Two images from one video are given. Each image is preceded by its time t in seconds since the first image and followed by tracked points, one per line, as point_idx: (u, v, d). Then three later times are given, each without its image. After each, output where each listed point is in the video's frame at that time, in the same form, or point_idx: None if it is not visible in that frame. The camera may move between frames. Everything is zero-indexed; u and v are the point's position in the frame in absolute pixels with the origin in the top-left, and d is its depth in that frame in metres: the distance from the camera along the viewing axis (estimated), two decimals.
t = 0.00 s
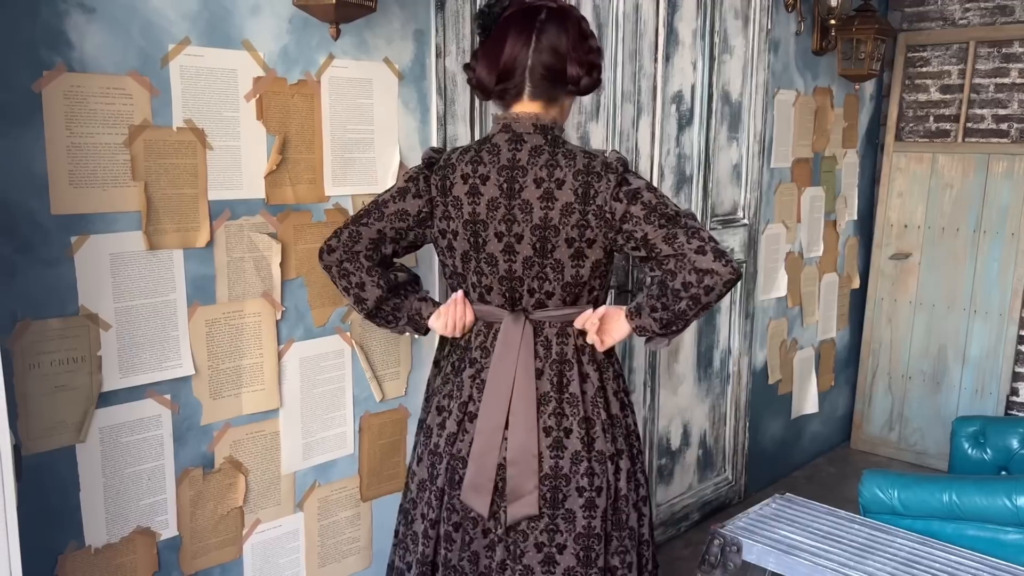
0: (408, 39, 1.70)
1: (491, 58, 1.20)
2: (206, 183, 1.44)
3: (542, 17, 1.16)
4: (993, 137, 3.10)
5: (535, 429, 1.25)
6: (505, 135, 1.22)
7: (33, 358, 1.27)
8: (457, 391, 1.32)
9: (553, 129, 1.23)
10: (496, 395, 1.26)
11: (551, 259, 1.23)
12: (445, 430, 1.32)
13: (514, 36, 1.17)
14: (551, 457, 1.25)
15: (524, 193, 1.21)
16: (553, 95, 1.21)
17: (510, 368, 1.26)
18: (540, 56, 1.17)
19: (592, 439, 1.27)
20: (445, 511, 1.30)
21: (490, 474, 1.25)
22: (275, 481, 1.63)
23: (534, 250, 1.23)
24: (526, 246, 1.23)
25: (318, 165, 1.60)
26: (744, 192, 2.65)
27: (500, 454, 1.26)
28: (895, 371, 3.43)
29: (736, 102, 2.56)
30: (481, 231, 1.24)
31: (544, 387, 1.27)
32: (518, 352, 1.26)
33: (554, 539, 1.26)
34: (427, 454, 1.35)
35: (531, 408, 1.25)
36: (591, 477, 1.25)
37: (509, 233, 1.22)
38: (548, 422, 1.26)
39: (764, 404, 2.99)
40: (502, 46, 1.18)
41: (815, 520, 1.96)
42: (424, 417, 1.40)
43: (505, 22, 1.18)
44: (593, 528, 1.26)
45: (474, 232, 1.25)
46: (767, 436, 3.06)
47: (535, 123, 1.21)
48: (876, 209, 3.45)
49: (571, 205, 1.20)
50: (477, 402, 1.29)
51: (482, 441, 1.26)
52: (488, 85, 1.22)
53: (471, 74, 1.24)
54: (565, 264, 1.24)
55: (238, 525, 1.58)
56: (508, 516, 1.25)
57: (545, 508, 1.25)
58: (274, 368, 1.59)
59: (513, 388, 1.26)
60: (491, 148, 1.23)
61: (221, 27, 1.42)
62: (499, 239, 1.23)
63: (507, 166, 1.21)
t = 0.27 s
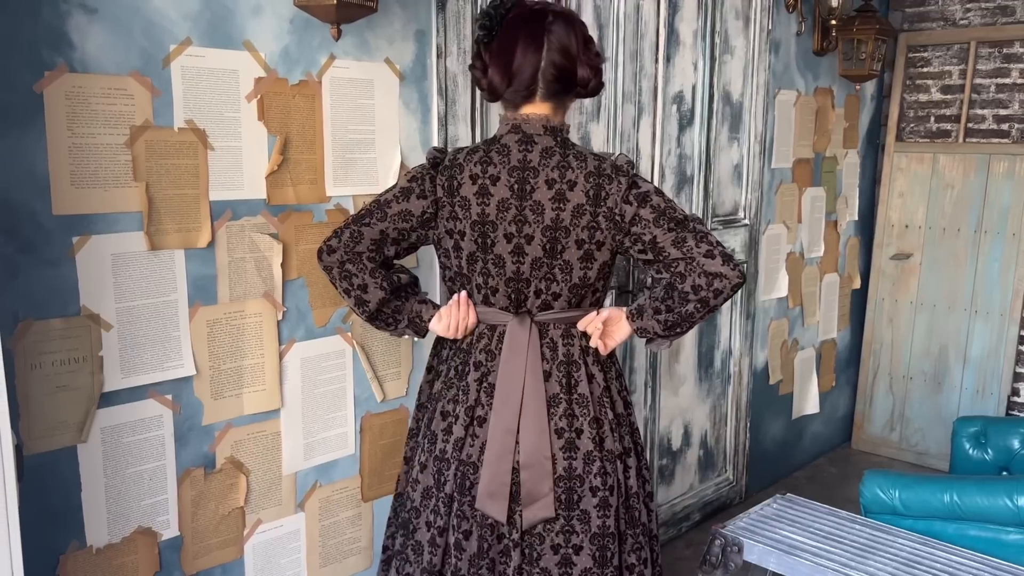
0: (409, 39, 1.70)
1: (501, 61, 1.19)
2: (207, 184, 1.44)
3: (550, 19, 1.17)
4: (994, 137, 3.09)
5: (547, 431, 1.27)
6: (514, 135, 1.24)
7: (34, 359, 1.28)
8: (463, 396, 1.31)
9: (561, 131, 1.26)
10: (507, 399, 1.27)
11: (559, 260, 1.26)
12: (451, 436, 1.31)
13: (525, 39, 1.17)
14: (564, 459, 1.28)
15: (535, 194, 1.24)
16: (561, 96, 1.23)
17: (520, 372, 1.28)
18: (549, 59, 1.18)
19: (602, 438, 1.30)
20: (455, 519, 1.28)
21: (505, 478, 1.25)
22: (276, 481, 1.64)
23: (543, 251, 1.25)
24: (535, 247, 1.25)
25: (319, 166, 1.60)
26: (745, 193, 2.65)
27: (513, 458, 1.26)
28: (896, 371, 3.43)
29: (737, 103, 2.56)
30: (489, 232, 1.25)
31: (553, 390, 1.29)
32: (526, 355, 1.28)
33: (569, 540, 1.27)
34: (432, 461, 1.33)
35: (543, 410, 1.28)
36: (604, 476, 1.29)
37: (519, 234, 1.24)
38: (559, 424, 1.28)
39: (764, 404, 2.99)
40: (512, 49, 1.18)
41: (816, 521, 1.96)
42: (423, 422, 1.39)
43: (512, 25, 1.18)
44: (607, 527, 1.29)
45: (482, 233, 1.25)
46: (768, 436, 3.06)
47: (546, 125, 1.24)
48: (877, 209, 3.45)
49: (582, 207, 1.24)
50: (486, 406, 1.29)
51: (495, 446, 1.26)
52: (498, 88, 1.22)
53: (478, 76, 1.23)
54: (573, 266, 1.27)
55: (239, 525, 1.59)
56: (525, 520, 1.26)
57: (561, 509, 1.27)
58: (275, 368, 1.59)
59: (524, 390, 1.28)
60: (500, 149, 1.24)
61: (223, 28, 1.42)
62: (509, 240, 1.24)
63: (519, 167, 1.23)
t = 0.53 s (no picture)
0: (409, 40, 1.70)
1: (506, 63, 1.18)
2: (208, 184, 1.44)
3: (551, 20, 1.17)
4: (994, 138, 3.09)
5: (550, 432, 1.27)
6: (517, 136, 1.24)
7: (35, 360, 1.28)
8: (465, 397, 1.31)
9: (564, 132, 1.27)
10: (510, 401, 1.27)
11: (562, 260, 1.26)
12: (453, 438, 1.30)
13: (529, 40, 1.17)
14: (567, 460, 1.28)
15: (539, 195, 1.24)
16: (563, 96, 1.24)
17: (523, 373, 1.28)
18: (553, 59, 1.19)
19: (604, 439, 1.31)
20: (458, 521, 1.28)
21: (508, 480, 1.25)
22: (277, 481, 1.64)
23: (546, 252, 1.25)
24: (539, 248, 1.25)
25: (319, 167, 1.60)
26: (745, 193, 2.65)
27: (516, 460, 1.26)
28: (897, 372, 3.43)
29: (737, 103, 2.56)
30: (493, 233, 1.25)
31: (556, 391, 1.30)
32: (528, 356, 1.28)
33: (573, 541, 1.28)
34: (433, 463, 1.33)
35: (545, 412, 1.28)
36: (606, 478, 1.29)
37: (522, 235, 1.24)
38: (561, 425, 1.28)
39: (765, 405, 2.99)
40: (517, 52, 1.17)
41: (817, 521, 1.96)
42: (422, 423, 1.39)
43: (515, 27, 1.17)
44: (610, 528, 1.29)
45: (486, 234, 1.25)
46: (769, 437, 3.06)
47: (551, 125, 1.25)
48: (877, 209, 3.45)
49: (586, 208, 1.25)
50: (489, 408, 1.29)
51: (498, 448, 1.26)
52: (503, 91, 1.21)
53: (481, 77, 1.21)
54: (577, 266, 1.27)
55: (239, 526, 1.59)
56: (528, 522, 1.26)
57: (564, 511, 1.27)
58: (276, 369, 1.59)
59: (526, 391, 1.28)
60: (504, 150, 1.24)
61: (223, 28, 1.42)
62: (512, 241, 1.25)
63: (522, 168, 1.24)
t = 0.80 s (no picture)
0: (409, 41, 1.70)
1: (511, 64, 1.18)
2: (208, 185, 1.44)
3: (552, 20, 1.17)
4: (994, 138, 3.09)
5: (549, 433, 1.27)
6: (522, 137, 1.24)
7: (34, 360, 1.27)
8: (464, 397, 1.31)
9: (568, 133, 1.27)
10: (509, 400, 1.27)
11: (564, 262, 1.27)
12: (452, 437, 1.30)
13: (533, 41, 1.17)
14: (566, 461, 1.28)
15: (543, 197, 1.24)
16: (565, 96, 1.24)
17: (522, 374, 1.28)
18: (557, 60, 1.19)
19: (603, 440, 1.31)
20: (456, 521, 1.27)
21: (507, 481, 1.25)
22: (277, 482, 1.63)
23: (549, 254, 1.25)
24: (542, 249, 1.25)
25: (319, 167, 1.60)
26: (745, 193, 2.65)
27: (515, 460, 1.26)
28: (896, 372, 3.43)
29: (737, 104, 2.56)
30: (496, 234, 1.25)
31: (555, 391, 1.30)
32: (528, 356, 1.28)
33: (571, 542, 1.28)
34: (431, 463, 1.32)
35: (545, 412, 1.28)
36: (605, 478, 1.29)
37: (526, 236, 1.24)
38: (561, 426, 1.28)
39: (764, 405, 2.99)
40: (522, 52, 1.17)
41: (817, 521, 1.96)
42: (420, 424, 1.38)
43: (518, 28, 1.16)
44: (609, 529, 1.28)
45: (489, 235, 1.25)
46: (769, 437, 3.06)
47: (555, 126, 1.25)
48: (877, 210, 3.45)
49: (590, 210, 1.25)
50: (488, 408, 1.29)
51: (497, 448, 1.26)
52: (509, 91, 1.20)
53: (485, 78, 1.21)
54: (578, 268, 1.28)
55: (239, 526, 1.58)
56: (527, 522, 1.26)
57: (563, 512, 1.27)
58: (276, 369, 1.59)
59: (525, 391, 1.28)
60: (509, 150, 1.24)
61: (223, 29, 1.42)
62: (515, 242, 1.25)
63: (527, 169, 1.24)
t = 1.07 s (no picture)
0: (407, 41, 1.70)
1: (510, 64, 1.18)
2: (207, 185, 1.44)
3: (550, 21, 1.17)
4: (993, 138, 3.09)
5: (547, 433, 1.27)
6: (522, 138, 1.24)
7: (33, 361, 1.27)
8: (461, 398, 1.31)
9: (567, 135, 1.27)
10: (506, 401, 1.27)
11: (563, 263, 1.27)
12: (450, 438, 1.30)
13: (532, 42, 1.17)
14: (563, 461, 1.28)
15: (543, 198, 1.24)
16: (564, 97, 1.25)
17: (520, 374, 1.28)
18: (555, 60, 1.19)
19: (601, 441, 1.31)
20: (454, 521, 1.27)
21: (504, 482, 1.25)
22: (276, 483, 1.63)
23: (548, 254, 1.25)
24: (541, 250, 1.25)
25: (317, 168, 1.60)
26: (744, 193, 2.65)
27: (513, 461, 1.26)
28: (896, 372, 3.43)
29: (736, 104, 2.56)
30: (495, 236, 1.25)
31: (552, 392, 1.30)
32: (525, 357, 1.28)
33: (569, 543, 1.28)
34: (429, 463, 1.32)
35: (542, 413, 1.28)
36: (603, 479, 1.29)
37: (525, 237, 1.24)
38: (558, 426, 1.28)
39: (764, 405, 2.99)
40: (520, 53, 1.17)
41: (816, 521, 1.96)
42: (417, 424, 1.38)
43: (516, 29, 1.16)
44: (606, 530, 1.28)
45: (488, 236, 1.25)
46: (768, 437, 3.06)
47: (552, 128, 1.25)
48: (876, 210, 3.45)
49: (589, 211, 1.25)
50: (486, 408, 1.29)
51: (495, 449, 1.26)
52: (507, 92, 1.20)
53: (484, 78, 1.20)
54: (577, 269, 1.28)
55: (238, 527, 1.58)
56: (524, 523, 1.26)
57: (560, 512, 1.27)
58: (274, 370, 1.59)
59: (523, 392, 1.28)
60: (509, 151, 1.24)
61: (221, 29, 1.42)
62: (515, 243, 1.25)
63: (526, 170, 1.24)
